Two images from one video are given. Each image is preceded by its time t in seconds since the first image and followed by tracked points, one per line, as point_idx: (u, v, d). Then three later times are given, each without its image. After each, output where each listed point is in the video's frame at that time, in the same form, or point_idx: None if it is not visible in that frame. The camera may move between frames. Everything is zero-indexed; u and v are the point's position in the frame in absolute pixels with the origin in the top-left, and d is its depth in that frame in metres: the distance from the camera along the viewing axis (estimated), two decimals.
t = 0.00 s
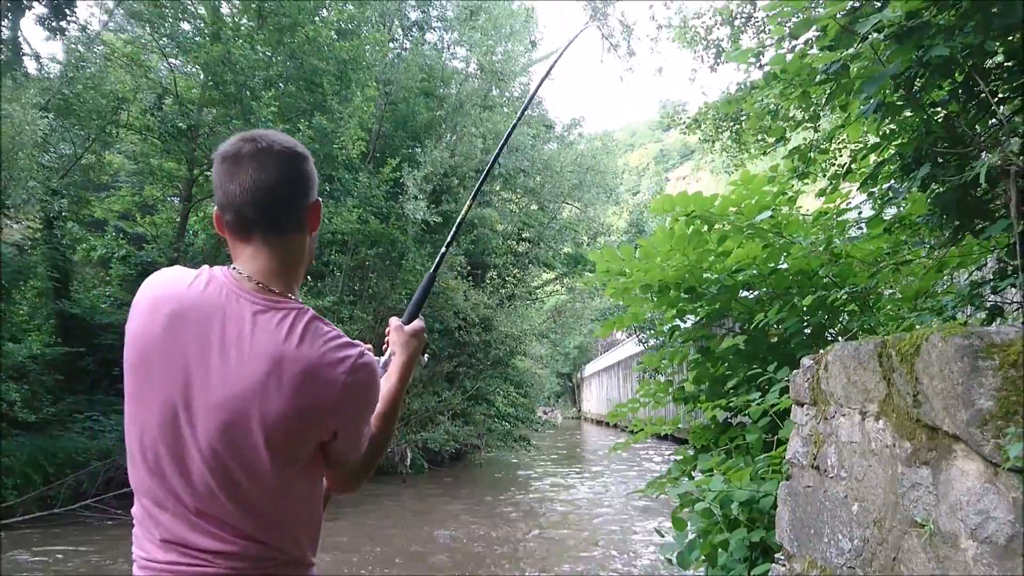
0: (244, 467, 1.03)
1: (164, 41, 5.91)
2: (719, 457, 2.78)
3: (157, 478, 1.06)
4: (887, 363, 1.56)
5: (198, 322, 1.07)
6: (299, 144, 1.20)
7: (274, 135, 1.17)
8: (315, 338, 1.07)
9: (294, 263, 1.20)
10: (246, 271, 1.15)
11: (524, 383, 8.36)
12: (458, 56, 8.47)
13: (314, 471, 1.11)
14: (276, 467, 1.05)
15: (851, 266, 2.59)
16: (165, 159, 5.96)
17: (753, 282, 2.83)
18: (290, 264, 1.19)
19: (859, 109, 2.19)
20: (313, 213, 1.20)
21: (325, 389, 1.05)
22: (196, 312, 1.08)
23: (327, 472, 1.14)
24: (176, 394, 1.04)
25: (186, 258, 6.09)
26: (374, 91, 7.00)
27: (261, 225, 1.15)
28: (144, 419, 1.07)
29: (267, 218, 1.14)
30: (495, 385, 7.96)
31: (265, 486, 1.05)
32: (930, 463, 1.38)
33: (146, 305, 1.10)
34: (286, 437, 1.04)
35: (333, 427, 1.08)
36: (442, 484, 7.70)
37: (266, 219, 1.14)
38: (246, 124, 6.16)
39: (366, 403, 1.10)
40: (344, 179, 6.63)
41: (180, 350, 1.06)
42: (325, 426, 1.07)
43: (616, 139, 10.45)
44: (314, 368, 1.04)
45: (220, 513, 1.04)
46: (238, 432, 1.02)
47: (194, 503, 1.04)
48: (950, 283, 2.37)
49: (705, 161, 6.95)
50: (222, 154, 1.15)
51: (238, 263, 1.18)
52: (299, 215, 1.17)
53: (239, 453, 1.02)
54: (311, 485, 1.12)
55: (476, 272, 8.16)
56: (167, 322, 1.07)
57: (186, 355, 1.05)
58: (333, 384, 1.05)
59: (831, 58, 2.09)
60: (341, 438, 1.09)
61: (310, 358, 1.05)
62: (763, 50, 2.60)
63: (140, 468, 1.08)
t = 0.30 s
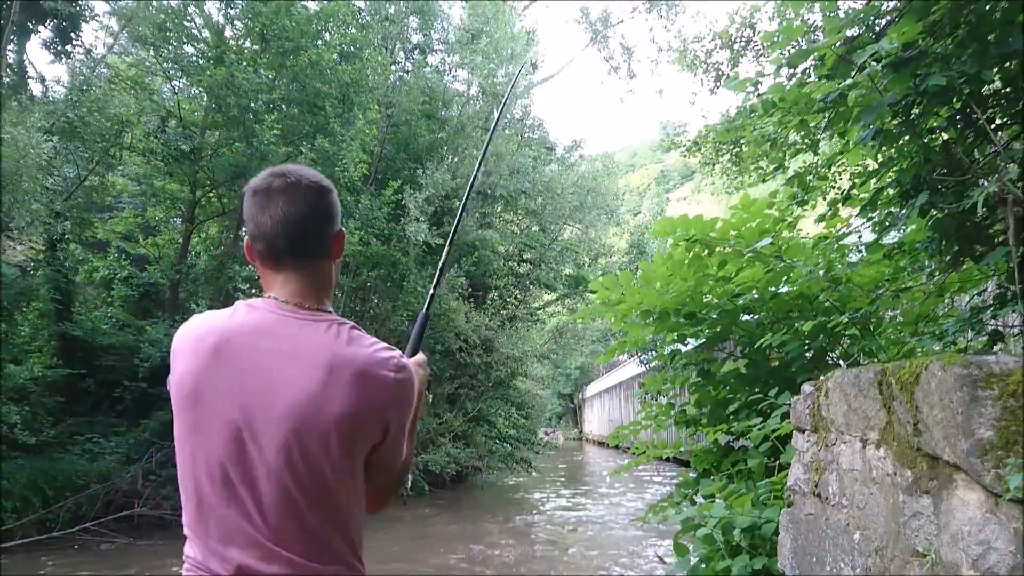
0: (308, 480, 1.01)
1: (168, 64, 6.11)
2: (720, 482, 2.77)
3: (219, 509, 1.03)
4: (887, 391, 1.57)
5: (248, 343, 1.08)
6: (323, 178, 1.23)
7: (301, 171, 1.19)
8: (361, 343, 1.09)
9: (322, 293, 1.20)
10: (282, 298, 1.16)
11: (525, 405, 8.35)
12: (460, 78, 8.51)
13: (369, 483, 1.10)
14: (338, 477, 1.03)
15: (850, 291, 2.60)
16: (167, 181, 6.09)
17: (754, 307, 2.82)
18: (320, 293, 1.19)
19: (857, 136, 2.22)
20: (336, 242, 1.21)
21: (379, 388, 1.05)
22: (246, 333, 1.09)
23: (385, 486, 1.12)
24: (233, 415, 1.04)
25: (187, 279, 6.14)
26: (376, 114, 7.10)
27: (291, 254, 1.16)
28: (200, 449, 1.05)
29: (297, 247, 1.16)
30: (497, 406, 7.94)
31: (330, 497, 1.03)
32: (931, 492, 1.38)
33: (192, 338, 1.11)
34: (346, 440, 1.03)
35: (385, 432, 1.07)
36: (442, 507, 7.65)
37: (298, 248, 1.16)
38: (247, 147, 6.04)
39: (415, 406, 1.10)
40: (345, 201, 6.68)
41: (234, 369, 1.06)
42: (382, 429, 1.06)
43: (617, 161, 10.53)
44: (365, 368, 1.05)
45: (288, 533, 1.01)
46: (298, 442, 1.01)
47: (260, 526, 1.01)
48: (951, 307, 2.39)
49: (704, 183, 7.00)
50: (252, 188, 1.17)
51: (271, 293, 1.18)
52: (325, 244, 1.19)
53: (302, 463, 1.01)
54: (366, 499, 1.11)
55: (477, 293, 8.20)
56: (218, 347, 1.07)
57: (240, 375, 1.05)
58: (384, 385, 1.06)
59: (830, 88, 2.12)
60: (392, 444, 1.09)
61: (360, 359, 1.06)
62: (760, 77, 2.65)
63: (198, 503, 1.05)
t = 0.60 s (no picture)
0: (313, 497, 1.01)
1: (172, 80, 6.17)
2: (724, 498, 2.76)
3: (224, 529, 1.03)
4: (889, 411, 1.57)
5: (253, 361, 1.08)
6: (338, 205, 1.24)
7: (316, 195, 1.20)
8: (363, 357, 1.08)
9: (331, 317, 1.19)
10: (288, 319, 1.15)
11: (528, 420, 8.34)
12: (462, 94, 8.63)
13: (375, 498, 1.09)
14: (342, 492, 1.03)
15: (852, 306, 2.59)
16: (171, 197, 6.12)
17: (756, 322, 2.79)
18: (330, 316, 1.18)
19: (857, 154, 2.22)
20: (349, 267, 1.21)
21: (382, 399, 1.05)
22: (250, 352, 1.09)
23: (391, 503, 1.11)
24: (239, 433, 1.04)
25: (190, 295, 6.17)
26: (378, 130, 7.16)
27: (302, 276, 1.16)
28: (207, 469, 1.06)
29: (309, 268, 1.16)
30: (500, 421, 7.92)
31: (336, 513, 1.03)
32: (934, 512, 1.38)
33: (198, 359, 1.11)
34: (350, 456, 1.03)
35: (391, 446, 1.07)
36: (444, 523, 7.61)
37: (309, 270, 1.16)
38: (249, 162, 6.01)
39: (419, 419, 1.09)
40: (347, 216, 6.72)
41: (239, 388, 1.06)
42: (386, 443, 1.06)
43: (620, 175, 10.57)
44: (368, 381, 1.05)
45: (295, 552, 1.01)
46: (304, 459, 1.01)
47: (266, 544, 1.01)
48: (953, 322, 2.41)
49: (706, 198, 7.03)
50: (269, 212, 1.18)
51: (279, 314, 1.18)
52: (337, 267, 1.18)
53: (306, 477, 1.01)
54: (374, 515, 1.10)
55: (479, 308, 8.22)
56: (223, 366, 1.08)
57: (245, 393, 1.06)
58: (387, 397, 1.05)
59: (828, 109, 2.14)
60: (398, 458, 1.08)
61: (363, 373, 1.06)
62: (761, 97, 2.68)
63: (205, 524, 1.05)
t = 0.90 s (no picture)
0: (291, 495, 1.02)
1: (176, 90, 6.20)
2: (728, 508, 2.76)
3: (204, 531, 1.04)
4: (893, 421, 1.58)
5: (230, 361, 1.09)
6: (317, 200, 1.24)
7: (294, 191, 1.20)
8: (338, 353, 1.09)
9: (310, 313, 1.20)
10: (265, 315, 1.17)
11: (531, 428, 8.34)
12: (465, 103, 8.66)
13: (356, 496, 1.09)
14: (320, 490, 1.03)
15: (856, 315, 2.57)
16: (175, 206, 6.10)
17: (759, 332, 2.78)
18: (306, 312, 1.19)
19: (859, 164, 2.23)
20: (328, 264, 1.22)
21: (358, 396, 1.05)
22: (226, 353, 1.10)
23: (372, 500, 1.11)
24: (216, 435, 1.05)
25: (194, 304, 6.20)
26: (381, 139, 7.21)
27: (278, 272, 1.17)
28: (186, 470, 1.07)
29: (286, 266, 1.16)
30: (503, 430, 7.92)
31: (315, 511, 1.03)
32: (939, 522, 1.38)
33: (175, 361, 1.12)
34: (326, 453, 1.03)
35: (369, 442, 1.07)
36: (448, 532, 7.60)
37: (286, 266, 1.17)
38: (253, 172, 6.06)
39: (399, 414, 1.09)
40: (351, 226, 6.74)
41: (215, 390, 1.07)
42: (363, 439, 1.05)
43: (622, 183, 10.62)
44: (343, 378, 1.05)
45: (273, 552, 1.01)
46: (280, 458, 1.02)
47: (244, 544, 1.01)
48: (957, 331, 2.40)
49: (708, 206, 7.06)
50: (246, 206, 1.18)
51: (257, 310, 1.19)
52: (315, 263, 1.19)
53: (283, 475, 1.02)
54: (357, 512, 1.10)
55: (483, 317, 8.23)
56: (202, 366, 1.09)
57: (221, 395, 1.07)
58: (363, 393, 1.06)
59: (829, 120, 2.16)
60: (378, 454, 1.08)
61: (338, 369, 1.06)
62: (763, 109, 2.70)
63: (184, 528, 1.06)
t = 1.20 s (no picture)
0: (295, 506, 1.03)
1: (181, 96, 6.26)
2: (733, 512, 2.76)
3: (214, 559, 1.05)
4: (897, 424, 1.58)
5: (220, 377, 1.10)
6: (299, 211, 1.24)
7: (272, 200, 1.20)
8: (321, 356, 1.09)
9: (287, 326, 1.19)
10: (251, 325, 1.17)
11: (535, 432, 8.35)
12: (468, 108, 8.69)
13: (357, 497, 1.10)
14: (323, 493, 1.05)
15: (860, 317, 2.57)
16: (180, 212, 6.13)
17: (764, 336, 2.78)
18: (281, 325, 1.18)
19: (862, 168, 2.23)
20: (308, 276, 1.21)
21: (349, 397, 1.06)
22: (210, 377, 1.10)
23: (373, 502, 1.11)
24: (211, 455, 1.05)
25: (199, 309, 6.22)
26: (385, 144, 7.25)
27: (254, 283, 1.16)
28: (185, 501, 1.07)
29: (261, 279, 1.16)
30: (508, 434, 7.93)
31: (321, 516, 1.05)
32: (943, 526, 1.39)
33: (156, 395, 1.12)
34: (323, 457, 1.04)
35: (364, 443, 1.07)
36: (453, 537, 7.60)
37: (260, 278, 1.16)
38: (258, 178, 6.11)
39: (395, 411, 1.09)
40: (355, 230, 6.80)
41: (204, 415, 1.07)
42: (358, 439, 1.07)
43: (626, 187, 10.65)
44: (333, 381, 1.06)
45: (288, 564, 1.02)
46: (278, 471, 1.03)
47: (248, 555, 1.03)
48: (961, 334, 2.40)
49: (712, 210, 7.07)
50: (225, 218, 1.19)
51: (239, 320, 1.18)
52: (292, 276, 1.18)
53: (281, 483, 1.03)
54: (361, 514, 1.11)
55: (487, 321, 8.25)
56: (196, 381, 1.10)
57: (210, 418, 1.07)
58: (355, 395, 1.06)
59: (833, 124, 2.16)
60: (374, 454, 1.08)
61: (322, 372, 1.07)
62: (767, 114, 2.71)
63: (194, 559, 1.06)
